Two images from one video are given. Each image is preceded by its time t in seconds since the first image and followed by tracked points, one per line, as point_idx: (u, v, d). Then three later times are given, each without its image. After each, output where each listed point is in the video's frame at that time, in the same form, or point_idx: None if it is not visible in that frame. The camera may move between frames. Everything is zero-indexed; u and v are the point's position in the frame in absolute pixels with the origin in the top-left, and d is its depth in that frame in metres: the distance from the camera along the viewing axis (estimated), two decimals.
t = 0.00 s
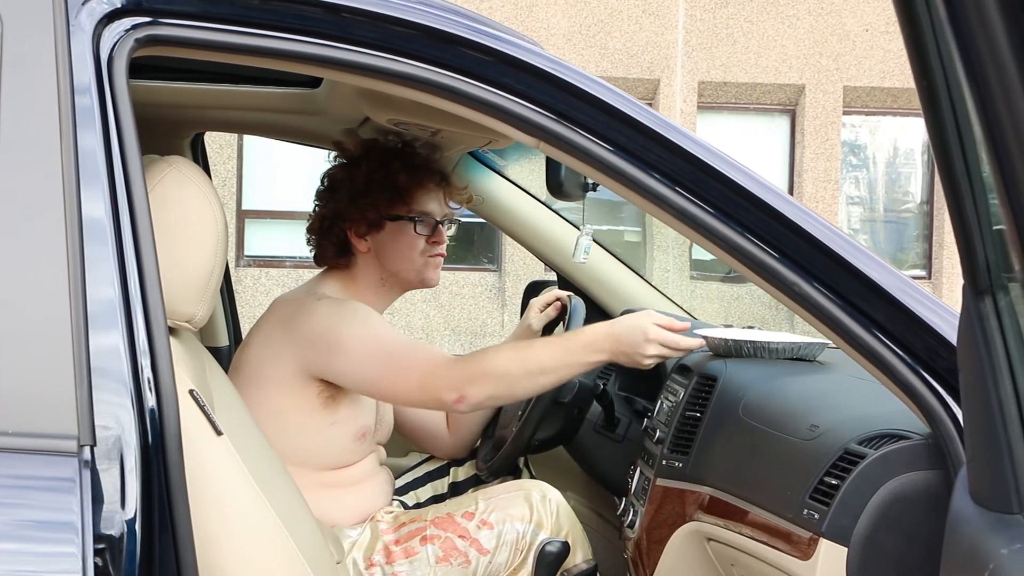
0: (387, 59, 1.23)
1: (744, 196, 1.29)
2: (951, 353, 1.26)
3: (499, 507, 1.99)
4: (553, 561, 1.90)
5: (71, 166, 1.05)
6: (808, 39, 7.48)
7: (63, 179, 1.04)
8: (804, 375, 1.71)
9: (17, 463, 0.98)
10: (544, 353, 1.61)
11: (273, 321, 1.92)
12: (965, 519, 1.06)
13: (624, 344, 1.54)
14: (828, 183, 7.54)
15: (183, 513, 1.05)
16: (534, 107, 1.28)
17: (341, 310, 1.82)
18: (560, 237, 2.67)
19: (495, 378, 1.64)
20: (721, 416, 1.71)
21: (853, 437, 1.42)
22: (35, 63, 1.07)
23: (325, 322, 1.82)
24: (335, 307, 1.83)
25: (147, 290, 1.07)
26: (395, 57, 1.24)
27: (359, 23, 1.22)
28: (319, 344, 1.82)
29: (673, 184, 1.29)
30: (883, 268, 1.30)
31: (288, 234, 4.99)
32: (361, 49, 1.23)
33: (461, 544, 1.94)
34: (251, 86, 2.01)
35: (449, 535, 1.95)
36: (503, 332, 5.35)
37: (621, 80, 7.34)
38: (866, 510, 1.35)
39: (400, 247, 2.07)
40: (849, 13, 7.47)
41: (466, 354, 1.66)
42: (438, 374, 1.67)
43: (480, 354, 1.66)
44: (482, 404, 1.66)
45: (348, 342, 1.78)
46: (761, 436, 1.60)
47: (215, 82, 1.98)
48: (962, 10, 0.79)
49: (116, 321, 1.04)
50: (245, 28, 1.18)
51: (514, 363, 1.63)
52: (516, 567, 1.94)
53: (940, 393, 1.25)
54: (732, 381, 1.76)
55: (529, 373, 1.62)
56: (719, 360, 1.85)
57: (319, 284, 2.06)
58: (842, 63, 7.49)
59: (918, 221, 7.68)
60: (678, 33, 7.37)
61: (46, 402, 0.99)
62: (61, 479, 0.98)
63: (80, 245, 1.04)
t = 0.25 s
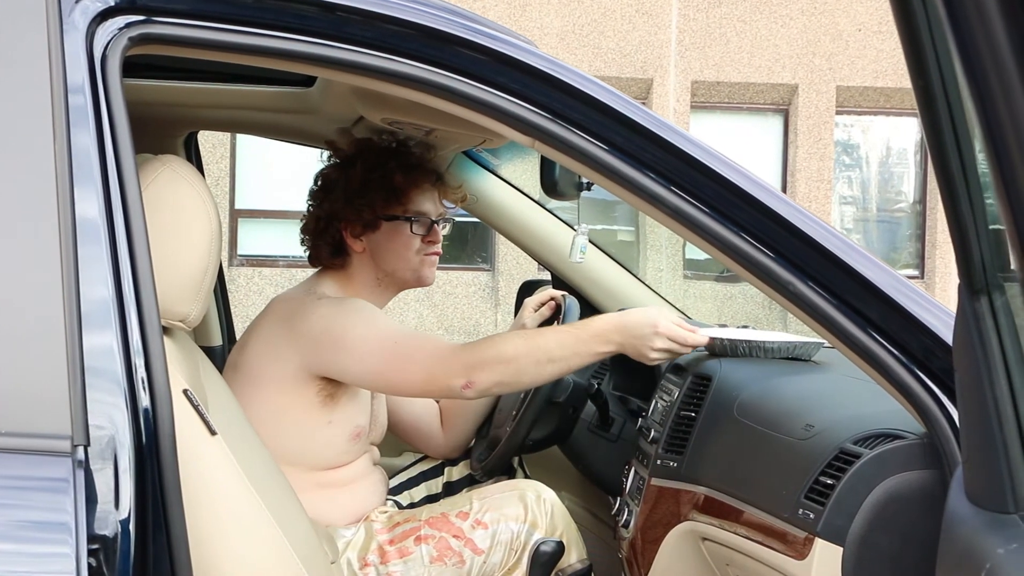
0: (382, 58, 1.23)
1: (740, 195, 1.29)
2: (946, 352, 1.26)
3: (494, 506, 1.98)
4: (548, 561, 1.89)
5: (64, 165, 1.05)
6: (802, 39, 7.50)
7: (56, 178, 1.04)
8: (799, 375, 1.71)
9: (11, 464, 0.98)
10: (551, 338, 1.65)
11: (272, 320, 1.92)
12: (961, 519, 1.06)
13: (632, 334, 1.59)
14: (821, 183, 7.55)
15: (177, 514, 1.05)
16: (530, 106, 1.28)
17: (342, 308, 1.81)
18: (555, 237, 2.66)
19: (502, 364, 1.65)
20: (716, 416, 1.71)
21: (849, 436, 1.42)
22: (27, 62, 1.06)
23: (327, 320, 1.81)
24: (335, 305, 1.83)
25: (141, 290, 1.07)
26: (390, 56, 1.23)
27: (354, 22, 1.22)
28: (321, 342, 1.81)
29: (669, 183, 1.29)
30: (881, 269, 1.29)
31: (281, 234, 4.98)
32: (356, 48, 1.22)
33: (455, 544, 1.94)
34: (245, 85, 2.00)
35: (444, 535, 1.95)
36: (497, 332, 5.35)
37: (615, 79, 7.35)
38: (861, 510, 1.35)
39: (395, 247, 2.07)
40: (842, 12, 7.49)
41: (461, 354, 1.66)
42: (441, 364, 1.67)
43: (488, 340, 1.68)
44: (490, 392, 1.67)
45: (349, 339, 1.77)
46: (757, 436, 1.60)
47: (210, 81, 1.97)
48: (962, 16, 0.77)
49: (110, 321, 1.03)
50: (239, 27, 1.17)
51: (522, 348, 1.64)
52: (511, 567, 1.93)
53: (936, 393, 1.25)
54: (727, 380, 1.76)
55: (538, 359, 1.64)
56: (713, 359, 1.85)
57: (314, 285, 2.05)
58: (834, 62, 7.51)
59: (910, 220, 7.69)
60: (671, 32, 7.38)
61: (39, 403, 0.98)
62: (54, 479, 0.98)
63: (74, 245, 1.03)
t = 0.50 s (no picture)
0: (379, 57, 1.22)
1: (738, 195, 1.29)
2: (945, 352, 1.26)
3: (491, 507, 1.98)
4: (547, 561, 1.90)
5: (61, 164, 1.04)
6: (798, 38, 7.51)
7: (53, 176, 1.03)
8: (796, 375, 1.71)
9: (8, 464, 0.97)
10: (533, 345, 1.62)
11: (267, 322, 1.91)
12: (961, 519, 1.06)
13: (610, 333, 1.54)
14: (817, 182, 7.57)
15: (174, 514, 1.04)
16: (529, 106, 1.27)
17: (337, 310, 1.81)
18: (552, 236, 2.66)
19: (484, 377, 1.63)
20: (714, 417, 1.71)
21: (848, 437, 1.42)
22: (23, 61, 1.05)
23: (321, 323, 1.80)
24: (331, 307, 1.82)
25: (138, 290, 1.06)
26: (388, 55, 1.23)
27: (352, 21, 1.21)
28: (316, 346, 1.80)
29: (667, 183, 1.29)
30: (881, 269, 1.29)
31: (277, 234, 4.97)
32: (354, 47, 1.22)
33: (453, 545, 1.93)
34: (241, 84, 2.00)
35: (442, 535, 1.94)
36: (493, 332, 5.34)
37: (611, 79, 7.35)
38: (860, 511, 1.35)
39: (392, 246, 2.06)
40: (838, 12, 7.50)
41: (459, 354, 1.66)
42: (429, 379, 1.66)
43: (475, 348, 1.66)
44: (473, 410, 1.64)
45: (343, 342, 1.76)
46: (755, 436, 1.60)
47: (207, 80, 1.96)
48: (967, 13, 0.77)
49: (107, 321, 1.03)
50: (236, 26, 1.17)
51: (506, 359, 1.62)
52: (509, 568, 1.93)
53: (935, 394, 1.25)
54: (724, 380, 1.76)
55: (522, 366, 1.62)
56: (711, 359, 1.85)
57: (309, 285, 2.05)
58: (831, 62, 7.52)
59: (907, 220, 7.69)
60: (667, 32, 7.39)
61: (35, 403, 0.98)
62: (51, 480, 0.97)
63: (70, 245, 1.03)
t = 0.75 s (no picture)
0: (378, 59, 1.22)
1: (738, 198, 1.28)
2: (944, 356, 1.26)
3: (489, 510, 1.97)
4: (545, 565, 1.89)
5: (61, 166, 1.04)
6: (796, 41, 7.52)
7: (51, 177, 1.03)
8: (794, 378, 1.70)
9: (5, 467, 0.96)
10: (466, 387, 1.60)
11: (254, 323, 1.91)
12: (960, 525, 1.06)
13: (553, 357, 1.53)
14: (815, 185, 7.57)
15: (171, 516, 1.04)
16: (528, 108, 1.27)
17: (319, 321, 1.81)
18: (552, 240, 2.67)
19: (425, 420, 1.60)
20: (712, 421, 1.71)
21: (847, 441, 1.42)
22: (22, 62, 1.05)
23: (303, 331, 1.80)
24: (316, 316, 1.82)
25: (137, 292, 1.06)
26: (387, 57, 1.23)
27: (352, 23, 1.21)
28: (293, 356, 1.79)
29: (666, 186, 1.29)
30: (881, 274, 1.29)
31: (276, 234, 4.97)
32: (353, 49, 1.21)
33: (452, 548, 1.93)
34: (239, 86, 1.99)
35: (440, 538, 1.94)
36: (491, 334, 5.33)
37: (609, 81, 7.36)
38: (860, 515, 1.35)
39: (385, 246, 2.06)
40: (837, 15, 7.50)
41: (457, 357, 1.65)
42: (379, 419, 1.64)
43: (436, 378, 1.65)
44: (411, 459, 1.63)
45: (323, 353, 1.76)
46: (754, 440, 1.59)
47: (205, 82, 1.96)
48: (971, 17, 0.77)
49: (106, 323, 1.02)
50: (236, 28, 1.16)
51: (441, 408, 1.60)
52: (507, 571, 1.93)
53: (935, 397, 1.25)
54: (723, 383, 1.76)
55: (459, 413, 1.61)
56: (710, 363, 1.85)
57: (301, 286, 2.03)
58: (829, 64, 7.53)
59: (904, 223, 7.63)
60: (666, 34, 7.39)
61: (33, 406, 0.97)
62: (49, 482, 0.97)
63: (70, 247, 1.02)
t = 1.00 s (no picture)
0: (376, 65, 1.22)
1: (737, 202, 1.28)
2: (944, 360, 1.26)
3: (488, 516, 1.97)
4: (544, 571, 1.88)
5: (58, 172, 1.03)
6: (793, 45, 7.53)
7: (49, 183, 1.03)
8: (794, 383, 1.70)
9: (4, 474, 0.97)
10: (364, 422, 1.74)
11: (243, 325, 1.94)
12: (961, 530, 1.06)
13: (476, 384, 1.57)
14: (813, 189, 7.58)
15: (170, 523, 1.03)
16: (527, 113, 1.27)
17: (286, 335, 1.88)
18: (549, 244, 2.66)
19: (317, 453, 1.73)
20: (711, 426, 1.70)
21: (847, 446, 1.41)
22: (20, 68, 1.05)
23: (267, 338, 1.88)
24: (285, 329, 1.89)
25: (135, 299, 1.05)
26: (385, 63, 1.23)
27: (350, 29, 1.21)
28: (252, 361, 1.86)
29: (665, 191, 1.28)
30: (881, 279, 1.29)
31: (274, 240, 4.97)
32: (351, 54, 1.21)
33: (451, 554, 1.92)
34: (236, 91, 1.99)
35: (439, 544, 1.93)
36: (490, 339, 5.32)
37: (607, 86, 7.38)
38: (860, 520, 1.34)
39: (378, 254, 2.06)
40: (834, 19, 7.52)
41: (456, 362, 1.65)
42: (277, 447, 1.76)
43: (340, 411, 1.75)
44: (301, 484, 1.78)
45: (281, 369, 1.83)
46: (753, 445, 1.59)
47: (202, 87, 1.96)
48: (971, 20, 0.77)
49: (104, 331, 1.02)
50: (234, 34, 1.16)
51: (329, 442, 1.73)
52: None
53: (935, 402, 1.25)
54: (723, 388, 1.76)
55: (346, 448, 1.74)
56: (709, 368, 1.85)
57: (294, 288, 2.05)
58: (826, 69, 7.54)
59: (903, 226, 7.66)
60: (663, 38, 7.40)
61: (32, 413, 0.98)
62: (47, 490, 0.97)
63: (68, 253, 1.02)
